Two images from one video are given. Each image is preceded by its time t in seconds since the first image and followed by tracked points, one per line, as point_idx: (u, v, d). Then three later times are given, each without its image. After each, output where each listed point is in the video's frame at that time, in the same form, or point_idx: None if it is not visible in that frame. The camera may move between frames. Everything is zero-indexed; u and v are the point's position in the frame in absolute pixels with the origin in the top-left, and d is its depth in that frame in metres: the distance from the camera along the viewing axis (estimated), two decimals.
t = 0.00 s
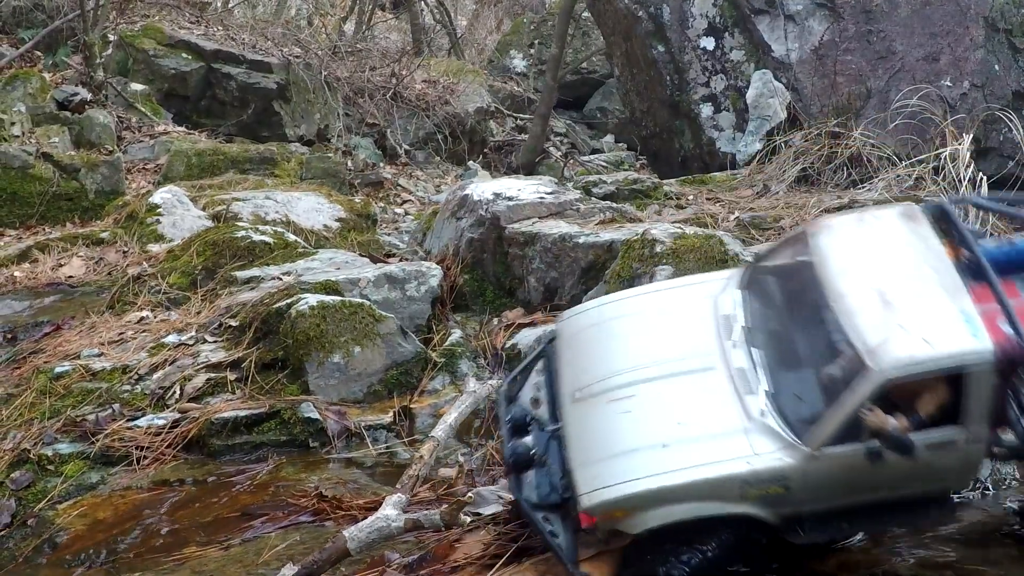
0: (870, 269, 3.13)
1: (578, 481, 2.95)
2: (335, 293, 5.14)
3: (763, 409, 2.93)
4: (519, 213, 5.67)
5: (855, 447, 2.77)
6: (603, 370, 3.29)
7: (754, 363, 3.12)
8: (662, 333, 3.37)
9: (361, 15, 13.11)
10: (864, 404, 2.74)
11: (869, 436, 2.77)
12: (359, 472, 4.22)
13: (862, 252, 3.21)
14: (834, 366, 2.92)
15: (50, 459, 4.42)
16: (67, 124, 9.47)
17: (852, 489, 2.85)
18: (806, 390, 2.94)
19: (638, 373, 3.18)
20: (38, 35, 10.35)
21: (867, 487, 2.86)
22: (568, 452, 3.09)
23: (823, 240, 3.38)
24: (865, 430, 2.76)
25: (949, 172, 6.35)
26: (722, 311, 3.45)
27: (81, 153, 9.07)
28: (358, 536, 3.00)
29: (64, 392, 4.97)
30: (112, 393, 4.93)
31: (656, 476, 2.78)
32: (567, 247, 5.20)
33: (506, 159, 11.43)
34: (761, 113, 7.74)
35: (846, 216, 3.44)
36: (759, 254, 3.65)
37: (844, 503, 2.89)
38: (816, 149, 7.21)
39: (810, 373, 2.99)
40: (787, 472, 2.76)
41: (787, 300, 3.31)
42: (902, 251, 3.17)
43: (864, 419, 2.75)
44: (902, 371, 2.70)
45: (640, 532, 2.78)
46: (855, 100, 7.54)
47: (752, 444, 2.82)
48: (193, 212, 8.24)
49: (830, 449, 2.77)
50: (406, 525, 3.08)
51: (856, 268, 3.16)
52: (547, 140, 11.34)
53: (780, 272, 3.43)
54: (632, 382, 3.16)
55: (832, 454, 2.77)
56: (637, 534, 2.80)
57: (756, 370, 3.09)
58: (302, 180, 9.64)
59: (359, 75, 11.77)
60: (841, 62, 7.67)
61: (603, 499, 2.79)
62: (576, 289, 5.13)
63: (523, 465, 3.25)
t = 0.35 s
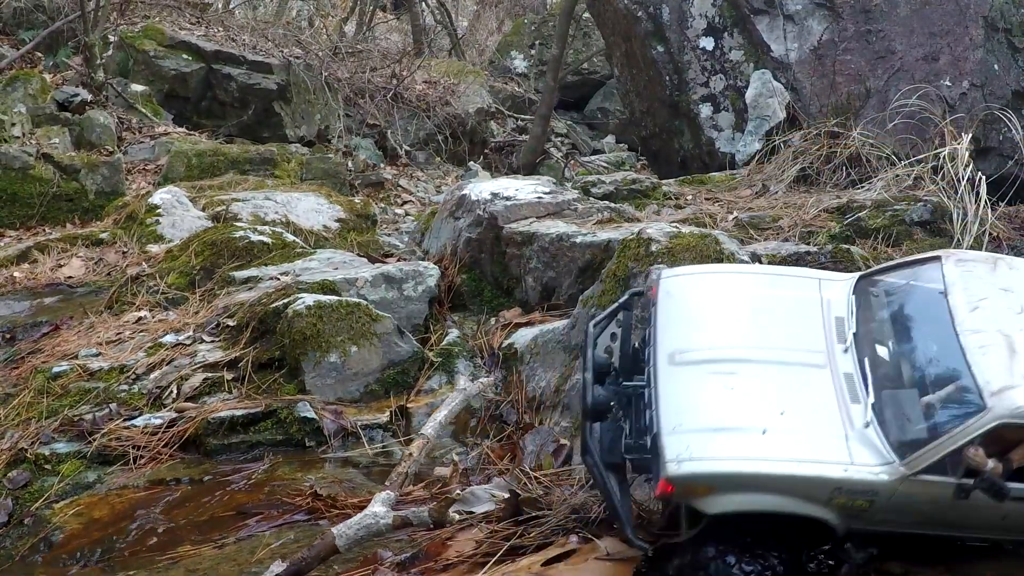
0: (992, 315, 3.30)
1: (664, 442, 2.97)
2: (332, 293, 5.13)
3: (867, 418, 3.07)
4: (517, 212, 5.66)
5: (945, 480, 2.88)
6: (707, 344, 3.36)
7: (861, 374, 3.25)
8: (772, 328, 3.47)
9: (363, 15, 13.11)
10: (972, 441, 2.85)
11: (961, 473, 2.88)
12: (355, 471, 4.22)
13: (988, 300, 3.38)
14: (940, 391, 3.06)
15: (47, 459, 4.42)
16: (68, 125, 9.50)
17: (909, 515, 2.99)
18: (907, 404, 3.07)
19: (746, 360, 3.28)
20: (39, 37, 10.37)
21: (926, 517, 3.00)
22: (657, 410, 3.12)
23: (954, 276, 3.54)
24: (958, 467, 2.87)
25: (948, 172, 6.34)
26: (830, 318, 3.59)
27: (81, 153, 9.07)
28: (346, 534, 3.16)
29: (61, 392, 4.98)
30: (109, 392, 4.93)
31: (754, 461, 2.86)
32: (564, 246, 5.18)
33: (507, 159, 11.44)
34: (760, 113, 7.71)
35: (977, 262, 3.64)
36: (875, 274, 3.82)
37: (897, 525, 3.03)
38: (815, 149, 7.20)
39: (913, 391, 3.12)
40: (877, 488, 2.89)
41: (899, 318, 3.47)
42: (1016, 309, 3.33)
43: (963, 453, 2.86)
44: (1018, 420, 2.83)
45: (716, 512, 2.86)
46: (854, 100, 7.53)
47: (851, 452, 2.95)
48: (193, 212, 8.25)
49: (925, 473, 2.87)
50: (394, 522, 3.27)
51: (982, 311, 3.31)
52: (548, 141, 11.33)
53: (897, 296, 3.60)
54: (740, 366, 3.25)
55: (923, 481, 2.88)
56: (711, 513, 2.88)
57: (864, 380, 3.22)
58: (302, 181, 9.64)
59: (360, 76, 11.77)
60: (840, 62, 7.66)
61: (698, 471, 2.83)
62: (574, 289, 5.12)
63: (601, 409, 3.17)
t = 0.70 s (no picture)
0: (962, 309, 3.29)
1: (639, 447, 2.96)
2: (331, 294, 5.16)
3: (841, 416, 3.05)
4: (515, 214, 5.67)
5: (920, 474, 2.89)
6: (680, 347, 3.34)
7: (834, 373, 3.23)
8: (745, 329, 3.44)
9: (363, 17, 13.13)
10: (943, 433, 2.86)
11: (934, 466, 2.90)
12: (353, 471, 4.25)
13: (958, 294, 3.37)
14: (911, 386, 3.05)
15: (47, 458, 4.44)
16: (69, 127, 9.54)
17: (888, 512, 3.00)
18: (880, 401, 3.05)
19: (718, 361, 3.25)
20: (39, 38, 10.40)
21: (906, 513, 3.02)
22: (633, 414, 3.11)
23: (923, 272, 3.52)
24: (932, 460, 2.89)
25: (946, 174, 6.35)
26: (806, 319, 3.57)
27: (81, 155, 9.10)
28: (342, 531, 2.92)
29: (62, 392, 5.00)
30: (109, 392, 4.96)
31: (728, 461, 2.85)
32: (562, 247, 5.20)
33: (507, 161, 11.47)
34: (759, 115, 7.74)
35: (946, 256, 3.61)
36: (847, 272, 3.78)
37: (877, 521, 3.04)
38: (814, 150, 7.24)
39: (885, 387, 3.11)
40: (851, 483, 2.88)
41: (871, 316, 3.45)
42: (987, 301, 3.33)
43: (936, 446, 2.87)
44: (986, 410, 2.86)
45: (692, 512, 2.86)
46: (853, 102, 7.58)
47: (825, 449, 2.94)
48: (193, 213, 8.28)
49: (899, 468, 2.88)
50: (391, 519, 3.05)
51: (952, 306, 3.30)
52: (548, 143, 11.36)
53: (869, 294, 3.57)
54: (711, 367, 3.23)
55: (897, 475, 2.89)
56: (688, 514, 2.88)
57: (837, 379, 3.19)
58: (302, 182, 9.66)
59: (360, 78, 11.79)
60: (839, 64, 7.69)
61: (673, 471, 2.82)
62: (571, 290, 5.14)
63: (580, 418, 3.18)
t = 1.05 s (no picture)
0: (974, 333, 3.36)
1: (663, 468, 3.03)
2: (348, 305, 5.22)
3: (857, 437, 3.12)
4: (528, 225, 5.72)
5: (934, 494, 2.96)
6: (699, 369, 3.41)
7: (850, 395, 3.30)
8: (762, 351, 3.51)
9: (370, 20, 13.17)
10: (956, 454, 2.94)
11: (947, 486, 2.97)
12: (373, 482, 4.32)
13: (970, 319, 3.44)
14: (926, 409, 3.12)
15: (69, 468, 4.51)
16: (78, 131, 9.59)
17: (902, 530, 3.07)
18: (896, 422, 3.13)
19: (737, 383, 3.32)
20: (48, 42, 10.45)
21: (920, 531, 3.09)
22: (656, 435, 3.18)
23: (936, 296, 3.59)
24: (944, 481, 2.96)
25: (954, 183, 6.40)
26: (822, 340, 3.63)
27: (91, 159, 9.16)
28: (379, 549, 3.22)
29: (81, 402, 5.07)
30: (128, 402, 5.02)
31: (750, 482, 2.93)
32: (576, 259, 5.26)
33: (514, 165, 11.52)
34: (767, 123, 7.72)
35: (958, 280, 3.67)
36: (861, 295, 3.84)
37: (892, 540, 3.11)
38: (822, 159, 7.22)
39: (899, 409, 3.17)
40: (868, 502, 2.96)
41: (885, 339, 3.51)
42: (998, 326, 3.40)
43: (949, 467, 2.94)
44: (997, 433, 2.94)
45: (715, 531, 2.93)
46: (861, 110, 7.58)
47: (842, 470, 3.02)
48: (204, 220, 8.36)
49: (913, 488, 2.95)
50: (425, 539, 3.35)
51: (964, 330, 3.37)
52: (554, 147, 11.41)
53: (883, 316, 3.64)
54: (731, 389, 3.30)
55: (912, 495, 2.96)
56: (710, 533, 2.95)
57: (853, 401, 3.26)
58: (311, 187, 9.71)
59: (368, 81, 11.83)
60: (847, 72, 7.74)
61: (696, 492, 2.89)
62: (585, 302, 5.20)
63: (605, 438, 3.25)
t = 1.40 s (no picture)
0: (998, 320, 3.39)
1: (698, 451, 3.08)
2: (372, 300, 5.30)
3: (886, 422, 3.17)
4: (549, 220, 5.77)
5: (959, 476, 3.00)
6: (729, 356, 3.47)
7: (878, 381, 3.35)
8: (790, 338, 3.57)
9: (382, 20, 13.23)
10: (981, 437, 2.97)
11: (974, 468, 3.00)
12: (401, 472, 4.38)
13: (995, 307, 3.47)
14: (951, 394, 3.17)
15: (97, 460, 4.58)
16: (93, 129, 9.66)
17: (931, 512, 3.10)
18: (922, 407, 3.17)
19: (767, 369, 3.38)
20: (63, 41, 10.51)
21: (947, 513, 3.11)
22: (690, 421, 3.23)
23: (960, 285, 3.61)
24: (970, 463, 3.00)
25: (968, 180, 6.46)
26: (849, 330, 3.68)
27: (106, 158, 9.23)
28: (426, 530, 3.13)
29: (107, 395, 5.13)
30: (155, 395, 5.08)
31: (782, 464, 2.97)
32: (597, 254, 5.32)
33: (526, 164, 11.59)
34: (782, 121, 7.82)
35: (980, 271, 3.70)
36: (886, 285, 3.88)
37: (920, 521, 3.14)
38: (836, 157, 7.33)
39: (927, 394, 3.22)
40: (897, 484, 3.00)
41: (909, 327, 3.56)
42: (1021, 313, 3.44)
43: (976, 450, 2.98)
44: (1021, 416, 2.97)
45: (748, 513, 2.97)
46: (875, 108, 7.64)
47: (871, 453, 3.06)
48: (221, 217, 8.43)
49: (941, 471, 2.99)
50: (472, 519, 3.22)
51: (988, 317, 3.40)
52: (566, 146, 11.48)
53: (907, 306, 3.68)
54: (761, 375, 3.35)
55: (939, 477, 3.00)
56: (743, 515, 2.99)
57: (882, 387, 3.31)
58: (326, 186, 9.77)
59: (381, 80, 11.90)
60: (861, 71, 7.79)
61: (730, 474, 2.94)
62: (607, 296, 5.26)
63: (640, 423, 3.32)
